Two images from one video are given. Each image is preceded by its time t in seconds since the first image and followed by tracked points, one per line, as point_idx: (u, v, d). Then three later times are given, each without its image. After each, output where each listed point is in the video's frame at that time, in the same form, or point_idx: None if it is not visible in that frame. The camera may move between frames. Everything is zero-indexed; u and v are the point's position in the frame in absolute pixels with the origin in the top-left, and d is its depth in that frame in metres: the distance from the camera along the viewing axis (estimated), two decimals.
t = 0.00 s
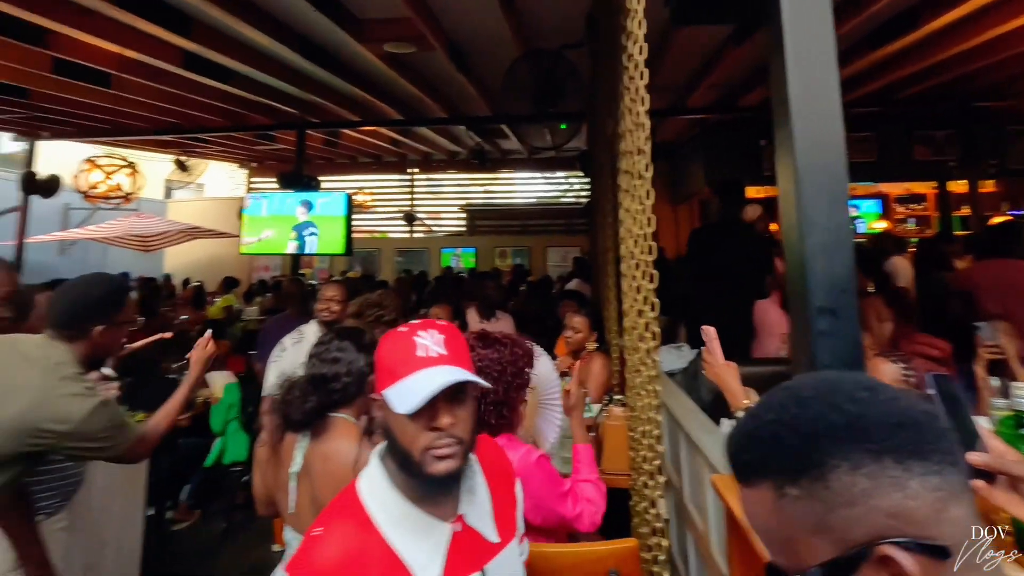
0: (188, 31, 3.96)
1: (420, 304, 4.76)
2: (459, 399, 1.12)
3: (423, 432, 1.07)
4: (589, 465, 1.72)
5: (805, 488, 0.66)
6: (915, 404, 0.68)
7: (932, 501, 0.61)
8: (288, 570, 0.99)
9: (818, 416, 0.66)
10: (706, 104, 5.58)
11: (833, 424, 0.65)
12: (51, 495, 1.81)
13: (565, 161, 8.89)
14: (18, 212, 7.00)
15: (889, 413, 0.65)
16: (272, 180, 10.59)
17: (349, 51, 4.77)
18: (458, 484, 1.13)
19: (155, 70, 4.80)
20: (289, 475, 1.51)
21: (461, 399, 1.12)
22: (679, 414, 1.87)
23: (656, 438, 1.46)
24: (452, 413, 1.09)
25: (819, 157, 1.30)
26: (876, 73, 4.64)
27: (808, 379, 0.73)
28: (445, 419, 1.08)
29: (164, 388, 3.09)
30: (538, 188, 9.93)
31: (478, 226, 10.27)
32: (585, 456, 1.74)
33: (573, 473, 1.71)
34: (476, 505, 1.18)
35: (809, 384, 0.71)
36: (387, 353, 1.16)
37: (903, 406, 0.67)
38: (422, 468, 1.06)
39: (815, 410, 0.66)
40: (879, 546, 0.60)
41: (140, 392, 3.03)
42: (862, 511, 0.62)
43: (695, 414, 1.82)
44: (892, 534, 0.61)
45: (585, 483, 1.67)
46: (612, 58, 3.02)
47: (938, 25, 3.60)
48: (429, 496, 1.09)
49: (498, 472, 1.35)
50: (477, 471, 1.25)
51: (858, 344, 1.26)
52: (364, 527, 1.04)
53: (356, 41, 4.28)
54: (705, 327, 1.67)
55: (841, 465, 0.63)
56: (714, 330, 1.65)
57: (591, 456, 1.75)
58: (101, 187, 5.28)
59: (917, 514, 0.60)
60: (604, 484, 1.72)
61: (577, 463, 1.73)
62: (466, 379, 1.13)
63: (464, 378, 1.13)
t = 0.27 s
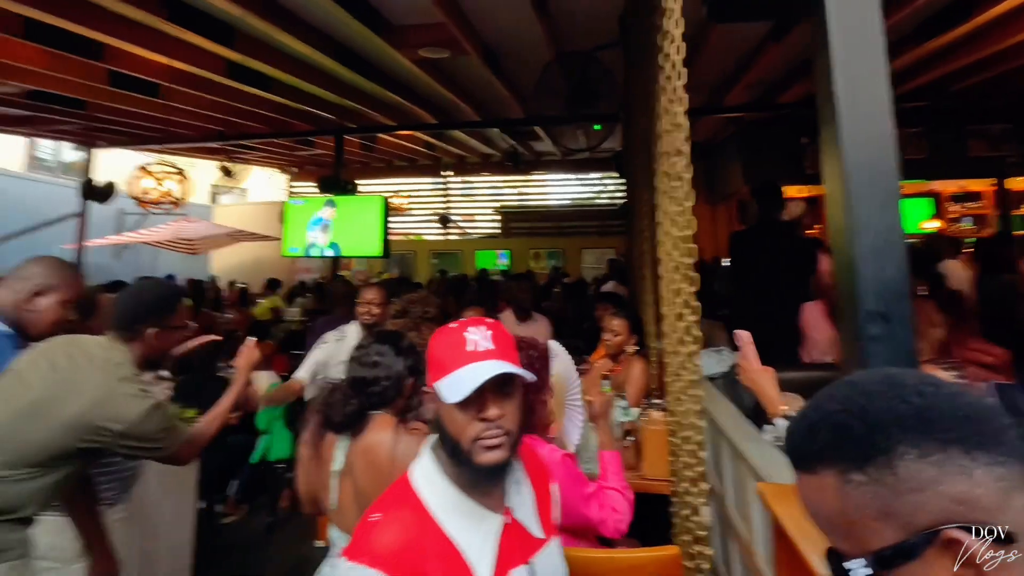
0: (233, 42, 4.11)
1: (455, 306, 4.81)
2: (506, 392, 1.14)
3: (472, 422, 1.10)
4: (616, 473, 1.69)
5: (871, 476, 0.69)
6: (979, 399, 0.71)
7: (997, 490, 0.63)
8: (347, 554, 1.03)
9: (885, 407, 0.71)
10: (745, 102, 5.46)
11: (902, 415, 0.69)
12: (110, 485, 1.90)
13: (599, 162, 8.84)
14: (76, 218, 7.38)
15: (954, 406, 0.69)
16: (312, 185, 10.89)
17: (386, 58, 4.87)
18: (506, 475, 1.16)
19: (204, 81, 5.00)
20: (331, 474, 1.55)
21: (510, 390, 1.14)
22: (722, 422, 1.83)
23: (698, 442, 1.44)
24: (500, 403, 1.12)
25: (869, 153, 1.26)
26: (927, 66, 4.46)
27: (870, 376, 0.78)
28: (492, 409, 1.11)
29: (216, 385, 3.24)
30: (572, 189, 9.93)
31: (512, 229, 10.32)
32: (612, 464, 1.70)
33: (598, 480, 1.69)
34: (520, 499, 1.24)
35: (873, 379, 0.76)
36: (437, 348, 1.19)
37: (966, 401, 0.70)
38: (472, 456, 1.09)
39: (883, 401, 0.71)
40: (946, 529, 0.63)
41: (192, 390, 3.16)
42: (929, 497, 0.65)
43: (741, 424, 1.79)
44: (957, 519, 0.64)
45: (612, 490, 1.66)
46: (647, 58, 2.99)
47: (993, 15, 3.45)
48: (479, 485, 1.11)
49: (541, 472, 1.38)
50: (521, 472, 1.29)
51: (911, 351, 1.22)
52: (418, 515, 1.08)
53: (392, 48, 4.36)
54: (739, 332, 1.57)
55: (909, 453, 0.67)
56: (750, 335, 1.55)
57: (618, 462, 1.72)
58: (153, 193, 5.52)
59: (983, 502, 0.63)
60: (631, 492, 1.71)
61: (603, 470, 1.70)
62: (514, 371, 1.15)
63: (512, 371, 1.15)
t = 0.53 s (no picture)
0: (267, 47, 4.22)
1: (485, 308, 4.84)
2: (549, 397, 1.16)
3: (515, 424, 1.12)
4: (644, 477, 1.60)
5: (913, 470, 0.68)
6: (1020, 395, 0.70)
7: None
8: (389, 537, 1.06)
9: (924, 403, 0.70)
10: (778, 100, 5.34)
11: (940, 410, 0.68)
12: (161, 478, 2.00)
13: (628, 163, 8.75)
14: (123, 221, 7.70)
15: (995, 402, 0.68)
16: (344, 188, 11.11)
17: (416, 62, 4.94)
18: (547, 481, 1.17)
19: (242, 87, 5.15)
20: (367, 471, 1.57)
21: (553, 396, 1.16)
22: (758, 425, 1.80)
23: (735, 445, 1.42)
24: (544, 408, 1.14)
25: (912, 146, 1.21)
26: (973, 58, 4.28)
27: (907, 376, 0.77)
28: (534, 413, 1.13)
29: (254, 383, 3.34)
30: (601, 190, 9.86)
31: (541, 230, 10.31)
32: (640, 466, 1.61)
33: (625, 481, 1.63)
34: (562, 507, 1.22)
35: (910, 379, 0.75)
36: (483, 349, 1.23)
37: (1009, 397, 0.69)
38: (513, 459, 1.10)
39: (922, 398, 0.70)
40: (990, 522, 0.62)
41: (232, 388, 3.27)
42: (972, 489, 0.64)
43: (781, 430, 1.72)
44: (1001, 511, 0.63)
45: (638, 494, 1.61)
46: (678, 55, 2.95)
47: None
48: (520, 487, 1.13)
49: (584, 485, 1.35)
50: (562, 477, 1.29)
51: (962, 352, 1.17)
52: (460, 509, 1.09)
53: (422, 51, 4.42)
54: (772, 335, 1.57)
55: (949, 446, 0.66)
56: (783, 338, 1.55)
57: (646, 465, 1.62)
58: (194, 197, 5.71)
59: None
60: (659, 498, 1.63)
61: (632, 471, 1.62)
62: (557, 377, 1.17)
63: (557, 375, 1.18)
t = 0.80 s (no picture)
0: (300, 56, 4.33)
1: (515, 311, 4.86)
2: (578, 403, 1.16)
3: (543, 427, 1.12)
4: (666, 488, 1.45)
5: (956, 475, 0.66)
6: None
7: None
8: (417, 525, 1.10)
9: (966, 409, 0.68)
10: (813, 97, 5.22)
11: (980, 414, 0.67)
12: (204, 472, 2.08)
13: (657, 164, 8.68)
14: (164, 226, 7.99)
15: None
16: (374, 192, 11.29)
17: (443, 67, 4.99)
18: (576, 484, 1.17)
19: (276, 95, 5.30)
20: (402, 471, 1.60)
21: (584, 402, 1.16)
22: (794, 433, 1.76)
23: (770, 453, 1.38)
24: (573, 415, 1.14)
25: (951, 146, 1.18)
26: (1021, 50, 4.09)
27: (948, 381, 0.75)
28: (562, 417, 1.13)
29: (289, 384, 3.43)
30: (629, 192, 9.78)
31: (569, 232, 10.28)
32: (662, 477, 1.45)
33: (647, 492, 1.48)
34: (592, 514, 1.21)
35: (950, 384, 0.73)
36: (517, 350, 1.24)
37: None
38: (540, 462, 1.11)
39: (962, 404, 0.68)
40: None
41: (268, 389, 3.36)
42: (1016, 494, 0.63)
43: (818, 438, 1.69)
44: None
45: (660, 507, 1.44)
46: (709, 56, 2.91)
47: None
48: (546, 490, 1.13)
49: (618, 496, 1.33)
50: (596, 485, 1.27)
51: (1011, 359, 1.12)
52: (484, 505, 1.11)
53: (450, 57, 4.47)
54: (806, 341, 1.53)
55: (992, 451, 0.64)
56: (818, 344, 1.51)
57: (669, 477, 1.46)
58: (231, 202, 5.88)
59: None
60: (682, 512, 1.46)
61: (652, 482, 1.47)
62: (587, 386, 1.16)
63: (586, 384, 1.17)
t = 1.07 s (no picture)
0: (338, 63, 4.43)
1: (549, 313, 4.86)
2: (608, 415, 1.15)
3: (569, 436, 1.14)
4: (699, 485, 1.49)
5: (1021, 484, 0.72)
6: None
7: None
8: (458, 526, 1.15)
9: None
10: (856, 93, 5.05)
11: None
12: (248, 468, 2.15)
13: (692, 164, 8.54)
14: (209, 229, 8.31)
15: None
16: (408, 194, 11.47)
17: (477, 69, 5.02)
18: (610, 496, 1.15)
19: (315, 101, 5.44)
20: (441, 469, 1.62)
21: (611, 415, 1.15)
22: (841, 440, 1.71)
23: (817, 462, 1.36)
24: (598, 426, 1.13)
25: (1006, 150, 1.34)
26: None
27: (1012, 392, 0.78)
28: (588, 429, 1.13)
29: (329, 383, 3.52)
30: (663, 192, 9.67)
31: (602, 233, 10.23)
32: (696, 475, 1.50)
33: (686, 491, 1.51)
34: (631, 524, 1.16)
35: (1015, 395, 0.77)
36: (546, 360, 1.25)
37: None
38: (566, 473, 1.12)
39: None
40: None
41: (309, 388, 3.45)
42: None
43: (863, 442, 1.67)
44: None
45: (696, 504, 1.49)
46: (748, 53, 2.85)
47: None
48: (578, 501, 1.13)
49: (667, 510, 1.23)
50: (641, 495, 1.21)
51: None
52: (519, 508, 1.13)
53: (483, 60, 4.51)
54: (855, 347, 1.47)
55: None
56: (868, 350, 1.44)
57: (702, 475, 1.50)
58: (272, 206, 6.06)
59: None
60: (716, 508, 1.52)
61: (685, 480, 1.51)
62: (612, 398, 1.14)
63: (612, 395, 1.14)
